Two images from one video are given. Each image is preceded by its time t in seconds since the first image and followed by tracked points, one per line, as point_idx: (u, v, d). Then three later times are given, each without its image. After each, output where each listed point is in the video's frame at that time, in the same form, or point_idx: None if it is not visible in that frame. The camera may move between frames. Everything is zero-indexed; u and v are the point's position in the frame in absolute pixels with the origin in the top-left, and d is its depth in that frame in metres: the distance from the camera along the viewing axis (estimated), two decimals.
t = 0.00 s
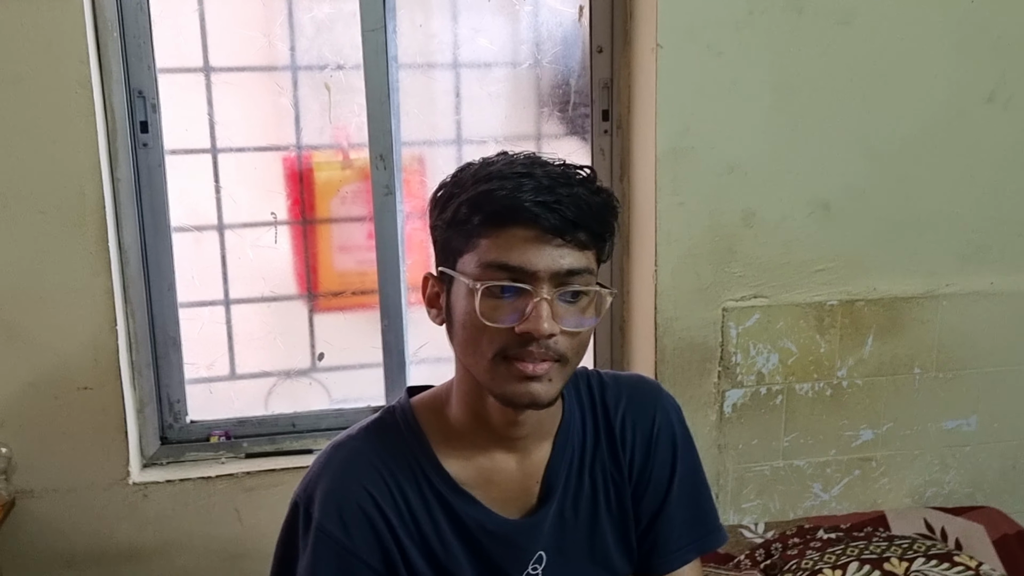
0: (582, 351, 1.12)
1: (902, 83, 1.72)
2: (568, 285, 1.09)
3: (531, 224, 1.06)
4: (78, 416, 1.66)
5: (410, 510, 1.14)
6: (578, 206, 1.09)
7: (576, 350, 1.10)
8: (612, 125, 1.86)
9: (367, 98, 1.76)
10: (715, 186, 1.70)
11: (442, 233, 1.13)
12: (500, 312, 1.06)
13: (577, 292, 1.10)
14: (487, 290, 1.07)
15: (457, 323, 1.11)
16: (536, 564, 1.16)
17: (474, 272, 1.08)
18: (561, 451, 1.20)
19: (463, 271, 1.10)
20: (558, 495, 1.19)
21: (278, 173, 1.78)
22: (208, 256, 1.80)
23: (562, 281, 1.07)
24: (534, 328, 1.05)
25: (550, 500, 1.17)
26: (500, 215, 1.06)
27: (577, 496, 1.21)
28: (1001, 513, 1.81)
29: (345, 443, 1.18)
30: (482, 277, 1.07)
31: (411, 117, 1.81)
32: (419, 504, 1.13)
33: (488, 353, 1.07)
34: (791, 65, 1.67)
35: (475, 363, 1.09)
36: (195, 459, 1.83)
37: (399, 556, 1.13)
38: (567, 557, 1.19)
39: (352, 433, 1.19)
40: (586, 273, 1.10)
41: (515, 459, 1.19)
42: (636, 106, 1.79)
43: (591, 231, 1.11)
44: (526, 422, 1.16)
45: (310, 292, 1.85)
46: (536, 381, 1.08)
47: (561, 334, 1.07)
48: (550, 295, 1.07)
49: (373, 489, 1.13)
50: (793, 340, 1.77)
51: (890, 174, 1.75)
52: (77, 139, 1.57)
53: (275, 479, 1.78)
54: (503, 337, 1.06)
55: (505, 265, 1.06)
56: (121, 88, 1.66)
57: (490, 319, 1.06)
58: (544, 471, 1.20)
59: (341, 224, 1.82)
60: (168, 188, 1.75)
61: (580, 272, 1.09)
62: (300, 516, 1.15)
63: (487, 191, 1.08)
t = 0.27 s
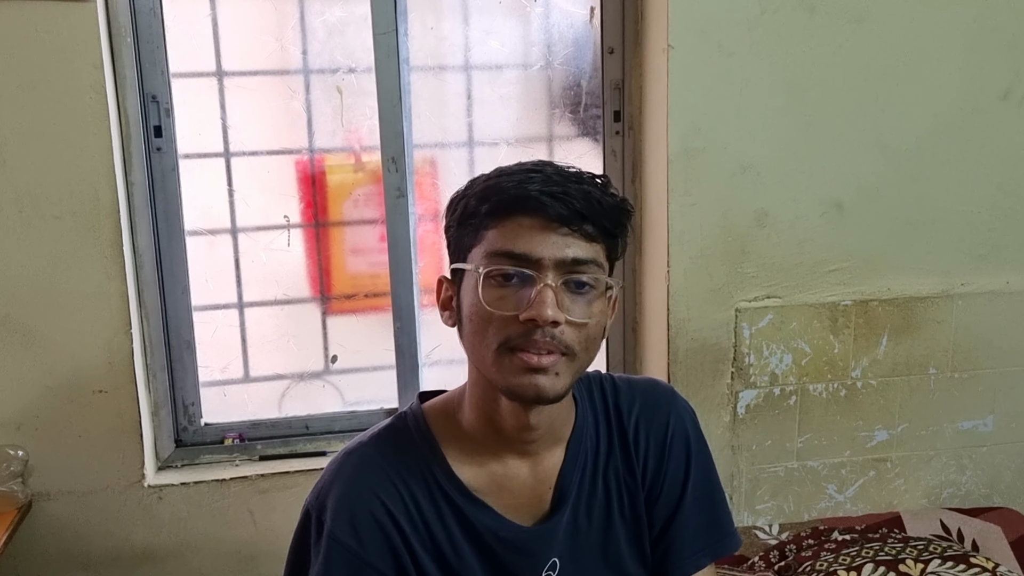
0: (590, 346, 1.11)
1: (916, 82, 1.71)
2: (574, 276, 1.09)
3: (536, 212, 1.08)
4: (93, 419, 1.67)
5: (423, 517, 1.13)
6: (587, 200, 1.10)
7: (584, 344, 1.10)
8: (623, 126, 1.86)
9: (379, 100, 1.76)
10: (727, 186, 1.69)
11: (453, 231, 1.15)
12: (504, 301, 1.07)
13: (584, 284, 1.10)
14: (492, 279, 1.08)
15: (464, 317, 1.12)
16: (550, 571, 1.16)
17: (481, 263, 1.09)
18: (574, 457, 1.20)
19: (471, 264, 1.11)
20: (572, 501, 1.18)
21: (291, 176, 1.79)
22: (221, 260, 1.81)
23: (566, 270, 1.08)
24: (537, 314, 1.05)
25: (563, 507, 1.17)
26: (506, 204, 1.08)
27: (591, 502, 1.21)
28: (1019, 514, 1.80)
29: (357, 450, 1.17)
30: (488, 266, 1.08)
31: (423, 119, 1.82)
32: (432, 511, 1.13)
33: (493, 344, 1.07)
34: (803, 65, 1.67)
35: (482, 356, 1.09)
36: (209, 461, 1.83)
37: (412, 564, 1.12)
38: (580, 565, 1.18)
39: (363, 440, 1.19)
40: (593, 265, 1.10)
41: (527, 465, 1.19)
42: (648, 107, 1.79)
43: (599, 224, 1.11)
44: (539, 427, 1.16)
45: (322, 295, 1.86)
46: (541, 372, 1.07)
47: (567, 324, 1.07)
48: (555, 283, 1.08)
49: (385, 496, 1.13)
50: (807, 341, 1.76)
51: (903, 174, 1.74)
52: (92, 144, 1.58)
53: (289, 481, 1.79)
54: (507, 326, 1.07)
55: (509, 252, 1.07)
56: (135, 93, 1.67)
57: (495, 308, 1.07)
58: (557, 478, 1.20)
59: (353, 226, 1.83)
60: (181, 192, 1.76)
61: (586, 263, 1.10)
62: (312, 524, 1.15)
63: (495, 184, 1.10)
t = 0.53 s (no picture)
0: (598, 352, 1.11)
1: (921, 82, 1.71)
2: (581, 281, 1.09)
3: (543, 217, 1.08)
4: (104, 425, 1.68)
5: (433, 522, 1.14)
6: (595, 204, 1.10)
7: (590, 350, 1.10)
8: (629, 129, 1.86)
9: (385, 105, 1.77)
10: (733, 188, 1.69)
11: (463, 236, 1.16)
12: (510, 306, 1.08)
13: (592, 289, 1.10)
14: (499, 284, 1.09)
15: (472, 322, 1.12)
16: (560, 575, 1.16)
17: (488, 267, 1.10)
18: (584, 462, 1.20)
19: (480, 268, 1.12)
20: (581, 506, 1.19)
21: (298, 182, 1.80)
22: (229, 266, 1.82)
23: (573, 275, 1.08)
24: (542, 319, 1.05)
25: (573, 511, 1.17)
26: (513, 208, 1.09)
27: (600, 507, 1.21)
28: None
29: (367, 455, 1.18)
30: (494, 270, 1.09)
31: (429, 124, 1.82)
32: (442, 516, 1.13)
33: (499, 349, 1.08)
34: (808, 66, 1.67)
35: (488, 362, 1.10)
36: (219, 467, 1.84)
37: (422, 568, 1.12)
38: (589, 569, 1.18)
39: (373, 444, 1.19)
40: (600, 270, 1.10)
41: (537, 470, 1.20)
42: (653, 110, 1.79)
43: (607, 229, 1.11)
44: (549, 432, 1.16)
45: (330, 300, 1.87)
46: (546, 378, 1.07)
47: (573, 329, 1.08)
48: (561, 288, 1.08)
49: (396, 501, 1.13)
50: (814, 342, 1.76)
51: (910, 174, 1.74)
52: (100, 153, 1.59)
53: (299, 486, 1.79)
54: (513, 331, 1.07)
55: (515, 257, 1.08)
56: (142, 101, 1.68)
57: (501, 313, 1.08)
58: (566, 482, 1.20)
59: (361, 231, 1.83)
60: (189, 199, 1.77)
61: (594, 268, 1.10)
62: (323, 528, 1.15)
63: (504, 189, 1.11)
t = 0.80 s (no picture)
0: (600, 346, 1.10)
1: (921, 78, 1.70)
2: (582, 273, 1.09)
3: (544, 210, 1.09)
4: (104, 429, 1.68)
5: (437, 521, 1.13)
6: (597, 199, 1.11)
7: (592, 344, 1.09)
8: (628, 128, 1.85)
9: (383, 106, 1.76)
10: (733, 186, 1.69)
11: (466, 234, 1.16)
12: (510, 298, 1.07)
13: (594, 282, 1.10)
14: (500, 277, 1.09)
15: (474, 317, 1.12)
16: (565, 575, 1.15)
17: (489, 262, 1.10)
18: (588, 462, 1.20)
19: (481, 263, 1.12)
20: (586, 506, 1.18)
21: (297, 183, 1.79)
22: (229, 269, 1.82)
23: (574, 267, 1.08)
24: (543, 310, 1.04)
25: (577, 511, 1.17)
26: (515, 202, 1.09)
27: (605, 507, 1.20)
28: None
29: (370, 455, 1.17)
30: (495, 264, 1.09)
31: (428, 125, 1.82)
32: (446, 515, 1.13)
33: (500, 342, 1.07)
34: (807, 63, 1.66)
35: (490, 356, 1.09)
36: (219, 470, 1.84)
37: (426, 569, 1.12)
38: (594, 569, 1.18)
39: (376, 444, 1.19)
40: (602, 263, 1.10)
41: (540, 469, 1.19)
42: (652, 108, 1.79)
43: (609, 223, 1.11)
44: (552, 428, 1.15)
45: (330, 302, 1.86)
46: (548, 371, 1.06)
47: (574, 322, 1.07)
48: (562, 281, 1.08)
49: (400, 501, 1.12)
50: (816, 340, 1.75)
51: (910, 170, 1.73)
52: (99, 156, 1.59)
53: (300, 488, 1.79)
54: (514, 324, 1.07)
55: (516, 249, 1.08)
56: (140, 104, 1.67)
57: (502, 306, 1.07)
58: (570, 482, 1.20)
59: (360, 233, 1.83)
60: (188, 201, 1.76)
61: (595, 261, 1.09)
62: (326, 529, 1.14)
63: (506, 185, 1.12)
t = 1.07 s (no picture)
0: (594, 345, 1.10)
1: (917, 73, 1.70)
2: (574, 273, 1.08)
3: (536, 210, 1.07)
4: (98, 428, 1.67)
5: (430, 518, 1.12)
6: (590, 196, 1.09)
7: (585, 343, 1.09)
8: (624, 125, 1.85)
9: (378, 103, 1.75)
10: (729, 182, 1.68)
11: (459, 230, 1.16)
12: (502, 299, 1.07)
13: (586, 281, 1.09)
14: (492, 277, 1.08)
15: (467, 316, 1.12)
16: (559, 571, 1.14)
17: (481, 261, 1.09)
18: (583, 458, 1.19)
19: (473, 262, 1.11)
20: (580, 502, 1.17)
21: (291, 181, 1.79)
22: (223, 267, 1.81)
23: (566, 267, 1.07)
24: (534, 312, 1.04)
25: (572, 508, 1.16)
26: (506, 201, 1.08)
27: (600, 503, 1.20)
28: None
29: (363, 452, 1.16)
30: (487, 263, 1.08)
31: (423, 122, 1.81)
32: (439, 512, 1.12)
33: (492, 343, 1.07)
34: (803, 59, 1.66)
35: (482, 355, 1.09)
36: (214, 469, 1.83)
37: (420, 566, 1.11)
38: (589, 566, 1.17)
39: (370, 441, 1.18)
40: (595, 262, 1.09)
41: (535, 465, 1.18)
42: (648, 104, 1.78)
43: (602, 221, 1.10)
44: (547, 426, 1.15)
45: (325, 300, 1.85)
46: (540, 371, 1.06)
47: (567, 322, 1.07)
48: (554, 281, 1.07)
49: (393, 498, 1.12)
50: (813, 336, 1.75)
51: (907, 166, 1.73)
52: (91, 153, 1.58)
53: (295, 487, 1.78)
54: (506, 325, 1.06)
55: (507, 249, 1.07)
56: (133, 101, 1.66)
57: (494, 306, 1.07)
58: (565, 478, 1.19)
59: (355, 230, 1.82)
60: (181, 199, 1.75)
61: (588, 260, 1.09)
62: (319, 527, 1.14)
63: (498, 182, 1.10)
